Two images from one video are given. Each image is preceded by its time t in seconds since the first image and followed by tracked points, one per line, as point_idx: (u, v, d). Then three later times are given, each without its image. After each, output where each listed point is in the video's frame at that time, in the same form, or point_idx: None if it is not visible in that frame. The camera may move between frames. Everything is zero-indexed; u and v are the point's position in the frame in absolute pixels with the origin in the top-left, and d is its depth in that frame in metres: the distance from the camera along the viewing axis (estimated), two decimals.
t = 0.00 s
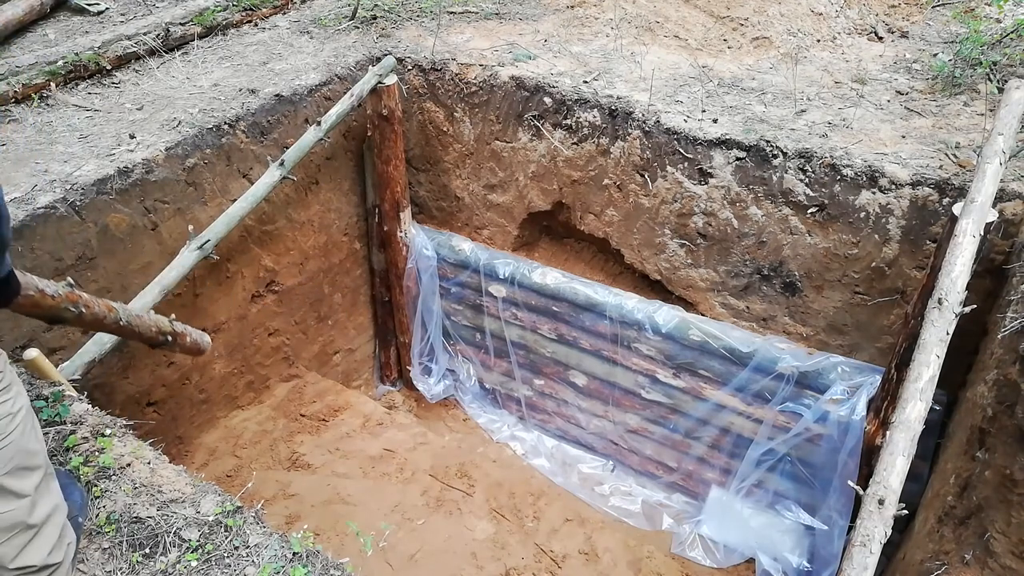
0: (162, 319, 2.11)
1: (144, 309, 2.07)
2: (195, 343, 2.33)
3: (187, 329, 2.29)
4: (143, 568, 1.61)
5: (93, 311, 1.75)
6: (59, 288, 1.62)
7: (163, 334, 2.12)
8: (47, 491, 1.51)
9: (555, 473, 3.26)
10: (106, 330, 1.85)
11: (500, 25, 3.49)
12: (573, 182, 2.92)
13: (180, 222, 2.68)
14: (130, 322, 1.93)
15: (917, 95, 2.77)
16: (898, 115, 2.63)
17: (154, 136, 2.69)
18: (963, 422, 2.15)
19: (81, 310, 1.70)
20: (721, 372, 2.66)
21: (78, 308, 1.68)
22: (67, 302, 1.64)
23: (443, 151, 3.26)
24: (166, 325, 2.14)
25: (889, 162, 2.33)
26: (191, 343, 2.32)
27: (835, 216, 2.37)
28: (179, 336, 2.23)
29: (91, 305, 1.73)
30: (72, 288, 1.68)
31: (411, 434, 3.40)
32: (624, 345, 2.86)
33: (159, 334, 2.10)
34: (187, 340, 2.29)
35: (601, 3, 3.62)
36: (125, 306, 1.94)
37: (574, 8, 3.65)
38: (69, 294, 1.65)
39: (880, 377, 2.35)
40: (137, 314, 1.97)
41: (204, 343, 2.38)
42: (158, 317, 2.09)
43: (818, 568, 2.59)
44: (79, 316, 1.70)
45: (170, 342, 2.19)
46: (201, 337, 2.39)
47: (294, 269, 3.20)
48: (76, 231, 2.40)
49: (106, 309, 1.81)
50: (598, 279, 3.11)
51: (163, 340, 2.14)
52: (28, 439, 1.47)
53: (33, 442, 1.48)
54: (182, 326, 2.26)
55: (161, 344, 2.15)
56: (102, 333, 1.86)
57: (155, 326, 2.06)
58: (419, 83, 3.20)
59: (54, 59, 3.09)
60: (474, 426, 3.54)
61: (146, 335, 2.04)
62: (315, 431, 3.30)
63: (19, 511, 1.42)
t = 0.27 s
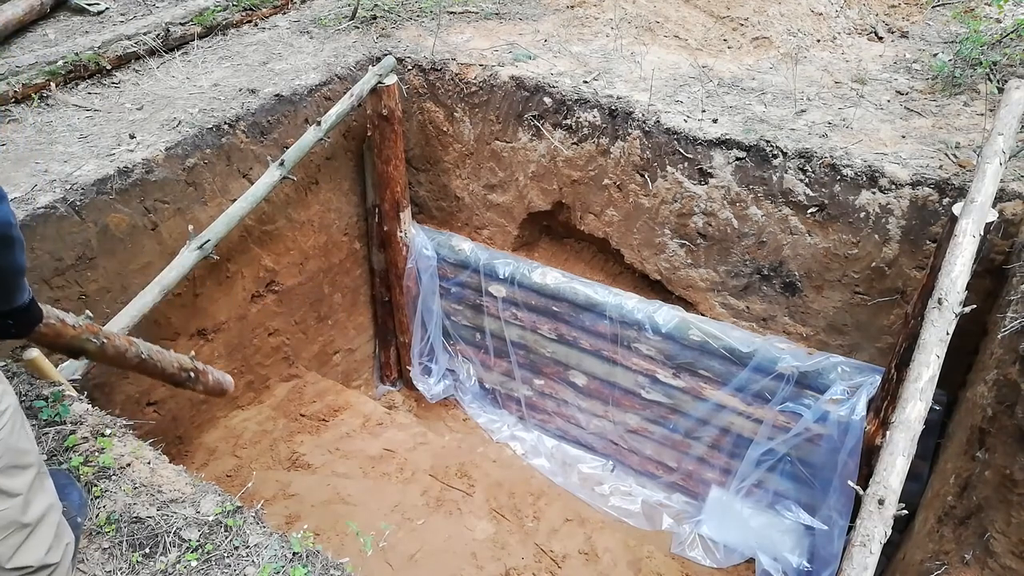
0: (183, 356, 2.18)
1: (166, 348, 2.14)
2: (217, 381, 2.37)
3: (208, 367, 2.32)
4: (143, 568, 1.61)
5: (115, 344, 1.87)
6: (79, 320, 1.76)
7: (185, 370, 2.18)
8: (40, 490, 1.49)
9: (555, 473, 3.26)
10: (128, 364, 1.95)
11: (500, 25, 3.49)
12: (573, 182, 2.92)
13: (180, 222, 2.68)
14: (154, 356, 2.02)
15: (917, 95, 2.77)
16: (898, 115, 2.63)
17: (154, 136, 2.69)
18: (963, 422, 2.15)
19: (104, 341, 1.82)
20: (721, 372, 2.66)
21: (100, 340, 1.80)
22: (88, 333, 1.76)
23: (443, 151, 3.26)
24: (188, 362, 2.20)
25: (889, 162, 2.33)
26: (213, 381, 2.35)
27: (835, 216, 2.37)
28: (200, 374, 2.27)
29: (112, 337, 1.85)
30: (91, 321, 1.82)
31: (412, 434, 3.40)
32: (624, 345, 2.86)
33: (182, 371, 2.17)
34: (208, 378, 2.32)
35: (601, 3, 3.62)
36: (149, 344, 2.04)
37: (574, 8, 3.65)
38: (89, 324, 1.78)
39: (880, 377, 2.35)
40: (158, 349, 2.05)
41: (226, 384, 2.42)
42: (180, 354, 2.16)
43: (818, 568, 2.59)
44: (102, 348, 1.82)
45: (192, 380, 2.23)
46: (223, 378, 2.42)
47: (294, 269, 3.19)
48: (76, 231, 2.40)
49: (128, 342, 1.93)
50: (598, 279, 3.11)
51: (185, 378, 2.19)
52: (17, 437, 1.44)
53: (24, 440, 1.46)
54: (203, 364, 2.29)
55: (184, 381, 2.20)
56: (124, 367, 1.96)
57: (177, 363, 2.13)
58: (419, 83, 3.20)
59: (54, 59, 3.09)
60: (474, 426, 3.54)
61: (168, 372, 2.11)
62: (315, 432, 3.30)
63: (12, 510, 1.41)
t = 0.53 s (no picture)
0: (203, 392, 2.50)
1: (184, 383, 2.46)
2: (236, 420, 2.66)
3: (228, 406, 2.62)
4: (143, 568, 1.61)
5: (132, 368, 2.24)
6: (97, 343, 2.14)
7: (206, 404, 2.50)
8: (29, 483, 1.39)
9: (555, 473, 3.26)
10: (145, 391, 2.30)
11: (500, 25, 3.49)
12: (573, 182, 2.92)
13: (180, 222, 2.68)
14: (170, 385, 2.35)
15: (917, 95, 2.77)
16: (898, 115, 2.63)
17: (154, 136, 2.69)
18: (963, 422, 2.15)
19: (119, 365, 2.19)
20: (721, 372, 2.66)
21: (117, 362, 2.18)
22: (104, 355, 2.13)
23: (443, 151, 3.26)
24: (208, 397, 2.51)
25: (889, 162, 2.33)
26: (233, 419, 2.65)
27: (835, 215, 2.37)
28: (219, 411, 2.57)
29: (129, 362, 2.22)
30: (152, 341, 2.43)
31: (412, 434, 3.40)
32: (624, 345, 2.86)
33: (202, 405, 2.48)
34: (228, 415, 2.62)
35: (601, 3, 3.62)
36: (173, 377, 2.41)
37: (574, 8, 3.65)
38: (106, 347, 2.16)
39: (880, 377, 2.35)
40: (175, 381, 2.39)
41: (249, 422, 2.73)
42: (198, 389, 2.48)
43: (818, 568, 2.59)
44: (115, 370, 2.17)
45: (212, 415, 2.54)
46: (245, 415, 2.73)
47: (294, 269, 3.20)
48: (76, 231, 2.40)
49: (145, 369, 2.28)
50: (598, 279, 3.11)
51: (204, 412, 2.50)
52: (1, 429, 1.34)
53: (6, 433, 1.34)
54: (223, 403, 2.60)
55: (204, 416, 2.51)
56: (143, 393, 2.32)
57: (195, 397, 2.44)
58: (419, 83, 3.20)
59: (54, 59, 3.09)
60: (474, 426, 3.54)
61: (187, 405, 2.43)
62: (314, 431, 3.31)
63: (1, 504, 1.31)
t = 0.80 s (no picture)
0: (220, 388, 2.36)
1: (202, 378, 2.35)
2: (256, 420, 2.49)
3: (246, 405, 2.46)
4: (143, 568, 1.61)
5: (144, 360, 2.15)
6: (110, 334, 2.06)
7: (221, 402, 2.35)
8: (24, 481, 1.40)
9: (555, 473, 3.26)
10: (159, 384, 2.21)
11: (500, 25, 3.49)
12: (573, 182, 2.92)
13: (180, 222, 2.68)
14: (184, 379, 2.25)
15: (917, 95, 2.77)
16: (898, 115, 2.63)
17: (154, 136, 2.69)
18: (963, 422, 2.15)
19: (130, 356, 2.11)
20: (721, 372, 2.66)
21: (127, 354, 2.10)
22: (115, 346, 2.06)
23: (443, 151, 3.26)
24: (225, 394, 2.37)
25: (889, 162, 2.33)
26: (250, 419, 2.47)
27: (835, 216, 2.37)
28: (236, 409, 2.41)
29: (141, 354, 2.14)
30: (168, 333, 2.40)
31: (412, 434, 3.40)
32: (624, 345, 2.86)
33: (217, 402, 2.35)
34: (245, 415, 2.45)
35: (601, 3, 3.62)
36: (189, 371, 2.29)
37: (574, 8, 3.65)
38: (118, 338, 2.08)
39: (880, 377, 2.35)
40: (191, 375, 2.28)
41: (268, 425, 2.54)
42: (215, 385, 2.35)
43: (818, 569, 2.59)
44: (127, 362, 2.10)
45: (227, 413, 2.39)
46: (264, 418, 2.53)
47: (294, 269, 3.20)
48: (76, 231, 2.40)
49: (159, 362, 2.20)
50: (598, 279, 3.11)
51: (220, 411, 2.36)
52: None
53: (3, 429, 1.36)
54: (241, 402, 2.44)
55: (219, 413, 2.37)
56: (156, 387, 2.23)
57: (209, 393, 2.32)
58: (419, 82, 3.20)
59: (54, 59, 3.09)
60: (474, 426, 3.54)
61: (202, 401, 2.31)
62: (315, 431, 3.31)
63: None
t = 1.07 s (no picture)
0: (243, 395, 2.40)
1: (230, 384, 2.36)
2: (274, 424, 2.60)
3: (268, 412, 2.57)
4: (143, 568, 1.61)
5: (172, 367, 2.06)
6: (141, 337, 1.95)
7: (242, 408, 2.41)
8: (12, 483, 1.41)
9: (555, 473, 3.26)
10: (184, 386, 2.15)
11: (500, 25, 3.49)
12: (573, 182, 2.92)
13: (180, 222, 2.68)
14: (208, 385, 2.22)
15: (917, 95, 2.77)
16: (898, 115, 2.63)
17: (154, 136, 2.69)
18: (963, 422, 2.15)
19: (159, 362, 2.01)
20: (721, 372, 2.66)
21: (157, 360, 2.00)
22: (146, 352, 1.96)
23: (443, 151, 3.26)
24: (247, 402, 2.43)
25: (889, 162, 2.33)
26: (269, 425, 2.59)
27: (835, 216, 2.37)
28: (258, 415, 2.52)
29: (169, 361, 2.04)
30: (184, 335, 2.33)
31: (412, 434, 3.40)
32: (624, 345, 2.86)
33: (237, 408, 2.40)
34: (265, 421, 2.57)
35: (601, 3, 3.62)
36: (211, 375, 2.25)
37: (574, 8, 3.65)
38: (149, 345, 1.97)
39: (879, 377, 2.35)
40: (215, 382, 2.26)
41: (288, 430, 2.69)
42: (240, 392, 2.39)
43: (818, 569, 2.59)
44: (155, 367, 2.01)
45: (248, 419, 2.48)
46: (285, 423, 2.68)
47: (294, 269, 3.19)
48: (76, 231, 2.40)
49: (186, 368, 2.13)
50: (598, 279, 3.11)
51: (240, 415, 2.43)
52: None
53: None
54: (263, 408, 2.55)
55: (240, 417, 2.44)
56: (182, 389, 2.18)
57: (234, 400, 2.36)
58: (419, 82, 3.20)
59: (54, 59, 3.09)
60: (474, 426, 3.54)
61: (224, 406, 2.34)
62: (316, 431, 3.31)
63: None
